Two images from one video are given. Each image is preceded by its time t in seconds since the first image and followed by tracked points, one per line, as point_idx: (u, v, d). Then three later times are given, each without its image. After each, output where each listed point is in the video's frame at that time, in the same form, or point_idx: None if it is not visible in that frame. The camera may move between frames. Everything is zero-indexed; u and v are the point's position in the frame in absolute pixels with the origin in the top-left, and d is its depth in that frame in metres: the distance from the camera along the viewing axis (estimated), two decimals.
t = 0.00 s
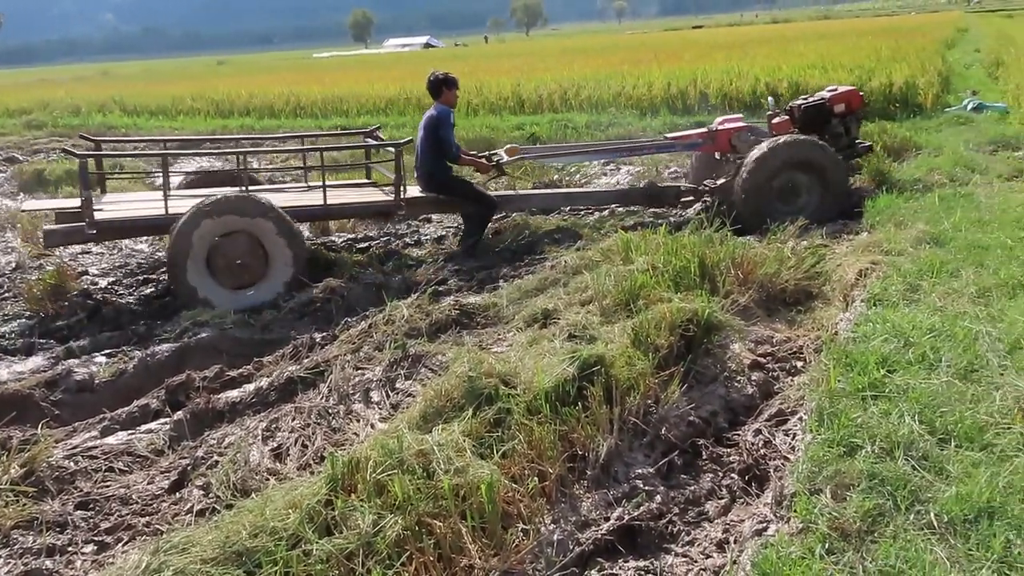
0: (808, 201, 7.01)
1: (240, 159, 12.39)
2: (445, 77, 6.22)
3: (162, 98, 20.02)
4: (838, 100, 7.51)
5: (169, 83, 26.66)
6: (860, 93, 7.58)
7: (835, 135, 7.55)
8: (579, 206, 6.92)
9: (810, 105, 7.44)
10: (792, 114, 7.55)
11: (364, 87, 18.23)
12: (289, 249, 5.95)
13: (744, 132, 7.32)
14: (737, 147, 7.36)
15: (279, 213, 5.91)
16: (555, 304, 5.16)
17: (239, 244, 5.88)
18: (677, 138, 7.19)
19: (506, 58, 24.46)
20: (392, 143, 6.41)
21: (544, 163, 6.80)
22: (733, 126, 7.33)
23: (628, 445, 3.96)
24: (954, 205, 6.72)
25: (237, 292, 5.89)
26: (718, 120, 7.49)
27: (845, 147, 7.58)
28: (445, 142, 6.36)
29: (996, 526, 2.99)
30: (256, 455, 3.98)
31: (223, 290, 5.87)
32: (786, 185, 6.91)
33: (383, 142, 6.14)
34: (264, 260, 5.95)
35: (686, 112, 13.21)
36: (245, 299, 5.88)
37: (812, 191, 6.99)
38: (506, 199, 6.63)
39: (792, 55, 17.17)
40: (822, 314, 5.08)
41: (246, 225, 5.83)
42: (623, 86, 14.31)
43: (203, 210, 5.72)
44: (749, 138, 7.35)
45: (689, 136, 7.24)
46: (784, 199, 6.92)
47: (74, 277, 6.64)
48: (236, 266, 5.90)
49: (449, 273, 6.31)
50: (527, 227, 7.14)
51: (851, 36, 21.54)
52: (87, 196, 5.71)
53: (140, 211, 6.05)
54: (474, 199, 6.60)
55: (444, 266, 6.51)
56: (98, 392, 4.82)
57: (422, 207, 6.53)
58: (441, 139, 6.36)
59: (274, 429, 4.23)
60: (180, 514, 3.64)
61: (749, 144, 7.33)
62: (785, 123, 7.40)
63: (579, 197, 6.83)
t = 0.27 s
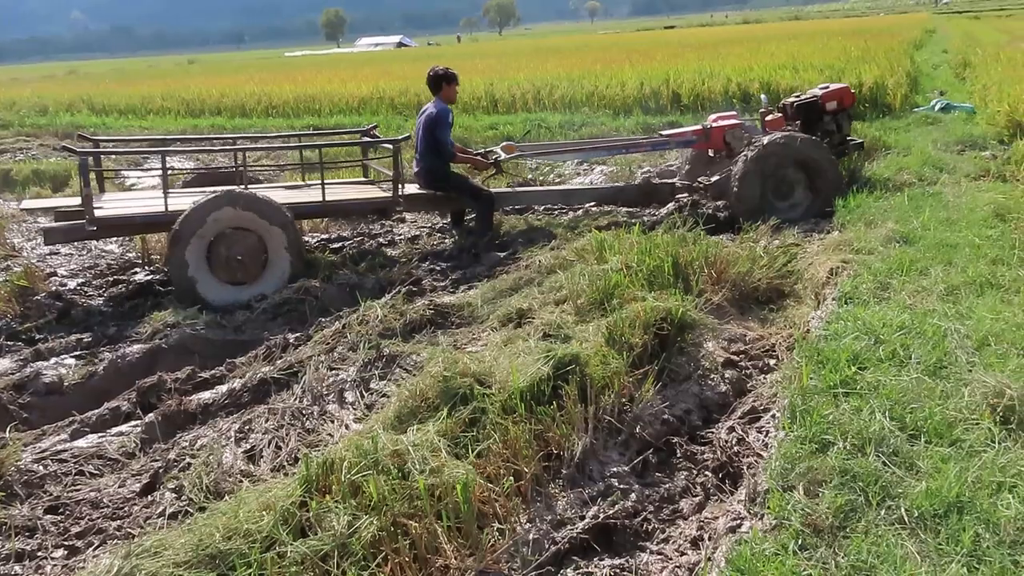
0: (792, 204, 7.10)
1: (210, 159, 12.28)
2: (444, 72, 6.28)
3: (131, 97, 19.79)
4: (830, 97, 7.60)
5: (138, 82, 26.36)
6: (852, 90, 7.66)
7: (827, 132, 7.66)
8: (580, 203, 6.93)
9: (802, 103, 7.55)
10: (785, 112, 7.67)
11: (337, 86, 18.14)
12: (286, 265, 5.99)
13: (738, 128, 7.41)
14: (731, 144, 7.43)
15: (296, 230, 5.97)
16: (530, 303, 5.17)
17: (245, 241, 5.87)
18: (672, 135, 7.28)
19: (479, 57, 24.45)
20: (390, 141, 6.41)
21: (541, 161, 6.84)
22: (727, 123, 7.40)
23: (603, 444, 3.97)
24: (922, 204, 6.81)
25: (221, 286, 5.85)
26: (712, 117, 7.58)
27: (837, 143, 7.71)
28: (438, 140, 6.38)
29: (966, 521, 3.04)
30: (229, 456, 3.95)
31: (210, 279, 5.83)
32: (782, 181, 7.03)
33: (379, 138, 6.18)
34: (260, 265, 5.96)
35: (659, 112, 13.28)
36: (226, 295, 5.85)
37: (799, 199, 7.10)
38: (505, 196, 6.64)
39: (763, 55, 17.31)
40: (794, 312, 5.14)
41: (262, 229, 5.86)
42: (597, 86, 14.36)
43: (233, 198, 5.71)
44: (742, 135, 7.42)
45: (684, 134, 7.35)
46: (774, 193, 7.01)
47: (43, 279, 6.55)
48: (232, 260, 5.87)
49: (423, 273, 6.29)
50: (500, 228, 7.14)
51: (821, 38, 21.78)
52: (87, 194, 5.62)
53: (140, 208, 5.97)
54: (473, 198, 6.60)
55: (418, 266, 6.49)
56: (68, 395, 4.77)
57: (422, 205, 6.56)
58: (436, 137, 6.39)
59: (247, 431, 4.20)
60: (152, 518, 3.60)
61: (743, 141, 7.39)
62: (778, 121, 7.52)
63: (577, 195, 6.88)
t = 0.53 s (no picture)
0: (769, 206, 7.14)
1: (178, 160, 12.15)
2: (436, 69, 6.26)
3: (97, 98, 19.53)
4: (809, 97, 7.72)
5: (104, 83, 26.02)
6: (830, 91, 7.79)
7: (807, 132, 7.75)
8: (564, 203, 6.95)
9: (783, 102, 7.62)
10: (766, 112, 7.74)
11: (307, 87, 18.03)
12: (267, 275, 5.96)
13: (721, 129, 7.36)
14: (714, 145, 7.41)
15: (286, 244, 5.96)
16: (502, 305, 5.16)
17: (233, 243, 5.86)
18: (656, 135, 7.29)
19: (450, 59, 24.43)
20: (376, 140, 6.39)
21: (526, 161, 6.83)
22: (710, 123, 7.37)
23: (576, 445, 3.98)
24: (889, 205, 6.90)
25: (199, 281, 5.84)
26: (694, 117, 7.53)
27: (816, 143, 7.81)
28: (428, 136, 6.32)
29: (933, 518, 3.08)
30: (199, 462, 3.91)
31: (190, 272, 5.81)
32: (767, 179, 7.09)
33: (364, 138, 6.16)
34: (243, 270, 5.93)
35: (630, 114, 13.34)
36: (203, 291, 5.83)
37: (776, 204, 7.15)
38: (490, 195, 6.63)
39: (733, 58, 17.45)
40: (765, 313, 5.18)
41: (253, 234, 5.84)
42: (568, 87, 14.40)
43: (232, 199, 5.73)
44: (726, 135, 7.39)
45: (668, 133, 7.35)
46: (758, 186, 7.05)
47: (8, 283, 6.44)
48: (216, 258, 5.86)
49: (395, 276, 6.27)
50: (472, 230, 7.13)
51: (789, 41, 22.02)
52: (70, 194, 5.56)
53: (123, 208, 5.92)
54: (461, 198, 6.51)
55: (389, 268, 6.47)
56: (33, 400, 4.71)
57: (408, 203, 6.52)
58: (424, 133, 6.33)
59: (217, 435, 4.15)
60: (121, 524, 3.55)
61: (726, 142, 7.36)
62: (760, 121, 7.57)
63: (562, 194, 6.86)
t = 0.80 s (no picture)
0: (752, 208, 7.19)
1: (154, 165, 12.06)
2: (427, 64, 6.34)
3: (71, 102, 19.36)
4: (789, 102, 7.76)
5: (79, 87, 25.79)
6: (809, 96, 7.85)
7: (786, 136, 7.79)
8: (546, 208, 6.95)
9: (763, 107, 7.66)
10: (747, 117, 7.77)
11: (284, 92, 17.95)
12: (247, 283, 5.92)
13: (704, 133, 7.40)
14: (697, 148, 7.45)
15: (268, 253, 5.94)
16: (481, 310, 5.16)
17: (215, 248, 5.82)
18: (640, 139, 7.30)
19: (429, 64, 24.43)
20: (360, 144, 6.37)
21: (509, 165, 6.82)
22: (694, 128, 7.42)
23: (555, 450, 3.98)
24: (864, 209, 6.97)
25: (179, 285, 5.77)
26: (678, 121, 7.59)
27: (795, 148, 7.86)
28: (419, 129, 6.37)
29: (909, 519, 3.10)
30: (176, 469, 3.87)
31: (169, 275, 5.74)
32: (753, 182, 7.18)
33: (348, 143, 6.13)
34: (222, 275, 5.88)
35: (608, 119, 13.39)
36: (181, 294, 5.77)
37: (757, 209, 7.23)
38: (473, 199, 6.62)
39: (709, 63, 17.57)
40: (742, 316, 5.22)
41: (237, 241, 5.82)
42: (546, 92, 14.43)
43: (218, 204, 5.71)
44: (709, 139, 7.42)
45: (652, 138, 7.36)
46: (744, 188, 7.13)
47: None
48: (196, 263, 5.81)
49: (373, 281, 6.25)
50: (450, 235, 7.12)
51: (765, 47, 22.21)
52: (50, 199, 5.50)
53: (103, 213, 5.87)
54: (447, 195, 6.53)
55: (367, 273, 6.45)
56: (6, 409, 4.65)
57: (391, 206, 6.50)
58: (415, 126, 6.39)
59: (194, 443, 4.12)
60: (96, 534, 3.51)
61: (710, 146, 7.40)
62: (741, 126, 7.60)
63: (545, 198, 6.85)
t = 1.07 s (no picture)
0: (734, 213, 7.26)
1: (127, 174, 11.96)
2: (416, 67, 6.23)
3: (43, 111, 19.15)
4: (763, 109, 7.82)
5: (50, 96, 25.52)
6: (780, 103, 7.93)
7: (761, 143, 7.85)
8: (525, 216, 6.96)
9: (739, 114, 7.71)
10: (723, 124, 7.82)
11: (259, 100, 17.86)
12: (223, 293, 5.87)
13: (684, 140, 7.45)
14: (677, 156, 7.49)
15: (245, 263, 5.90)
16: (458, 318, 5.15)
17: (192, 258, 5.77)
18: (621, 147, 7.34)
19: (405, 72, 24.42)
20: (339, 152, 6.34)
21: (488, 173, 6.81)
22: (673, 135, 7.47)
23: (532, 458, 3.98)
24: (838, 215, 7.03)
25: (154, 293, 5.73)
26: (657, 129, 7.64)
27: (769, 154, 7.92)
28: (400, 134, 6.38)
29: (884, 522, 3.13)
30: (150, 481, 3.83)
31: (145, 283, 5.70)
32: (735, 188, 7.25)
33: (326, 150, 6.10)
34: (199, 285, 5.83)
35: (584, 126, 13.44)
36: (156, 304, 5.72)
37: (737, 216, 7.28)
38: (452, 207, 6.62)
39: (684, 71, 17.70)
40: (718, 323, 5.25)
41: (214, 250, 5.77)
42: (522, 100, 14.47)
43: (197, 213, 5.67)
44: (688, 147, 7.48)
45: (633, 145, 7.41)
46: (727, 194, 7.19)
47: None
48: (172, 272, 5.76)
49: (349, 290, 6.22)
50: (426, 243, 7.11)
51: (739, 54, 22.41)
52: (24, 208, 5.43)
53: (79, 221, 5.80)
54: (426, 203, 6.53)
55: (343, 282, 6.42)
56: None
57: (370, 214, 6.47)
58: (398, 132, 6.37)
59: (168, 454, 4.07)
60: (68, 548, 3.46)
61: (689, 153, 7.46)
62: (719, 133, 7.64)
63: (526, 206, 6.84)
